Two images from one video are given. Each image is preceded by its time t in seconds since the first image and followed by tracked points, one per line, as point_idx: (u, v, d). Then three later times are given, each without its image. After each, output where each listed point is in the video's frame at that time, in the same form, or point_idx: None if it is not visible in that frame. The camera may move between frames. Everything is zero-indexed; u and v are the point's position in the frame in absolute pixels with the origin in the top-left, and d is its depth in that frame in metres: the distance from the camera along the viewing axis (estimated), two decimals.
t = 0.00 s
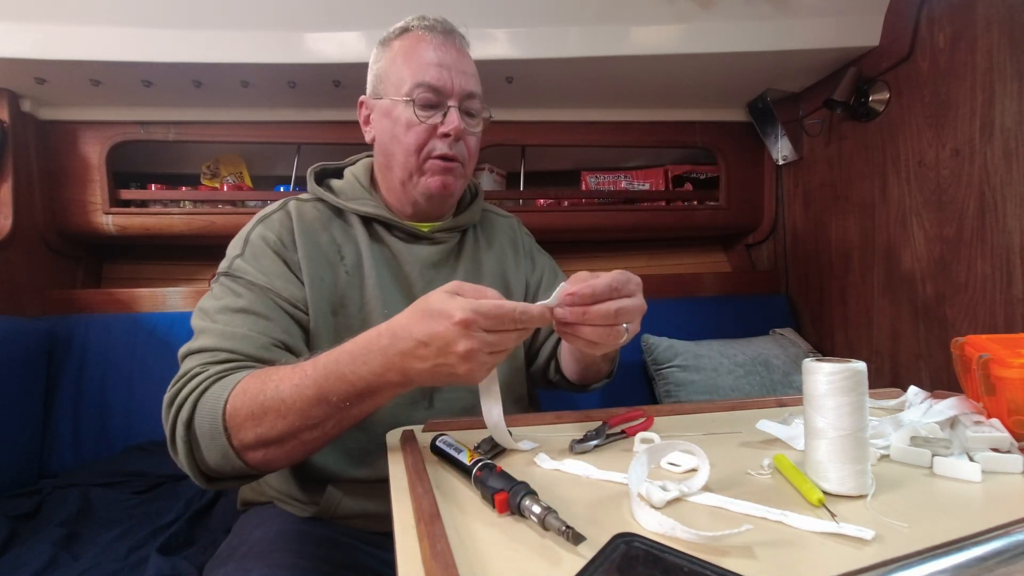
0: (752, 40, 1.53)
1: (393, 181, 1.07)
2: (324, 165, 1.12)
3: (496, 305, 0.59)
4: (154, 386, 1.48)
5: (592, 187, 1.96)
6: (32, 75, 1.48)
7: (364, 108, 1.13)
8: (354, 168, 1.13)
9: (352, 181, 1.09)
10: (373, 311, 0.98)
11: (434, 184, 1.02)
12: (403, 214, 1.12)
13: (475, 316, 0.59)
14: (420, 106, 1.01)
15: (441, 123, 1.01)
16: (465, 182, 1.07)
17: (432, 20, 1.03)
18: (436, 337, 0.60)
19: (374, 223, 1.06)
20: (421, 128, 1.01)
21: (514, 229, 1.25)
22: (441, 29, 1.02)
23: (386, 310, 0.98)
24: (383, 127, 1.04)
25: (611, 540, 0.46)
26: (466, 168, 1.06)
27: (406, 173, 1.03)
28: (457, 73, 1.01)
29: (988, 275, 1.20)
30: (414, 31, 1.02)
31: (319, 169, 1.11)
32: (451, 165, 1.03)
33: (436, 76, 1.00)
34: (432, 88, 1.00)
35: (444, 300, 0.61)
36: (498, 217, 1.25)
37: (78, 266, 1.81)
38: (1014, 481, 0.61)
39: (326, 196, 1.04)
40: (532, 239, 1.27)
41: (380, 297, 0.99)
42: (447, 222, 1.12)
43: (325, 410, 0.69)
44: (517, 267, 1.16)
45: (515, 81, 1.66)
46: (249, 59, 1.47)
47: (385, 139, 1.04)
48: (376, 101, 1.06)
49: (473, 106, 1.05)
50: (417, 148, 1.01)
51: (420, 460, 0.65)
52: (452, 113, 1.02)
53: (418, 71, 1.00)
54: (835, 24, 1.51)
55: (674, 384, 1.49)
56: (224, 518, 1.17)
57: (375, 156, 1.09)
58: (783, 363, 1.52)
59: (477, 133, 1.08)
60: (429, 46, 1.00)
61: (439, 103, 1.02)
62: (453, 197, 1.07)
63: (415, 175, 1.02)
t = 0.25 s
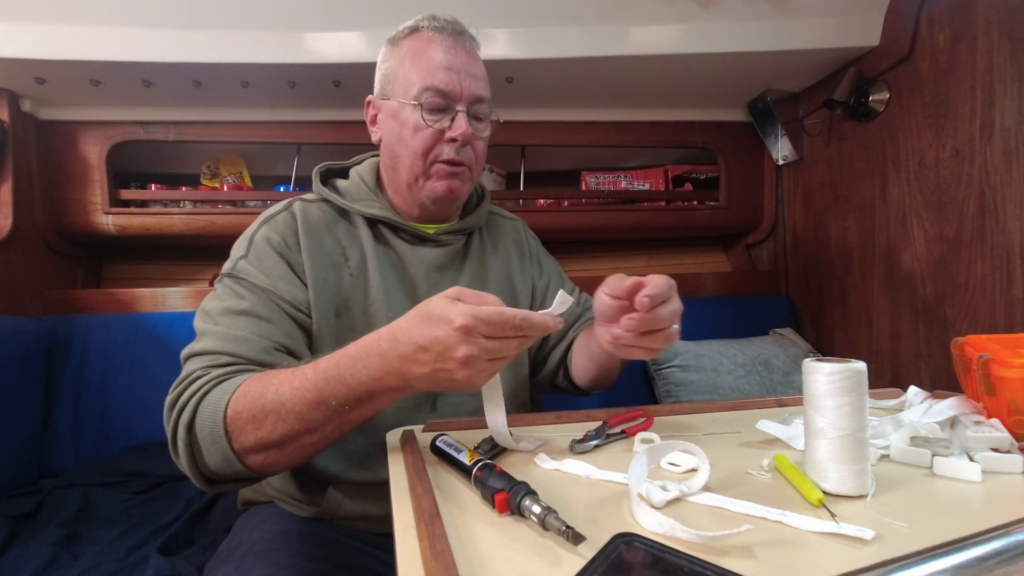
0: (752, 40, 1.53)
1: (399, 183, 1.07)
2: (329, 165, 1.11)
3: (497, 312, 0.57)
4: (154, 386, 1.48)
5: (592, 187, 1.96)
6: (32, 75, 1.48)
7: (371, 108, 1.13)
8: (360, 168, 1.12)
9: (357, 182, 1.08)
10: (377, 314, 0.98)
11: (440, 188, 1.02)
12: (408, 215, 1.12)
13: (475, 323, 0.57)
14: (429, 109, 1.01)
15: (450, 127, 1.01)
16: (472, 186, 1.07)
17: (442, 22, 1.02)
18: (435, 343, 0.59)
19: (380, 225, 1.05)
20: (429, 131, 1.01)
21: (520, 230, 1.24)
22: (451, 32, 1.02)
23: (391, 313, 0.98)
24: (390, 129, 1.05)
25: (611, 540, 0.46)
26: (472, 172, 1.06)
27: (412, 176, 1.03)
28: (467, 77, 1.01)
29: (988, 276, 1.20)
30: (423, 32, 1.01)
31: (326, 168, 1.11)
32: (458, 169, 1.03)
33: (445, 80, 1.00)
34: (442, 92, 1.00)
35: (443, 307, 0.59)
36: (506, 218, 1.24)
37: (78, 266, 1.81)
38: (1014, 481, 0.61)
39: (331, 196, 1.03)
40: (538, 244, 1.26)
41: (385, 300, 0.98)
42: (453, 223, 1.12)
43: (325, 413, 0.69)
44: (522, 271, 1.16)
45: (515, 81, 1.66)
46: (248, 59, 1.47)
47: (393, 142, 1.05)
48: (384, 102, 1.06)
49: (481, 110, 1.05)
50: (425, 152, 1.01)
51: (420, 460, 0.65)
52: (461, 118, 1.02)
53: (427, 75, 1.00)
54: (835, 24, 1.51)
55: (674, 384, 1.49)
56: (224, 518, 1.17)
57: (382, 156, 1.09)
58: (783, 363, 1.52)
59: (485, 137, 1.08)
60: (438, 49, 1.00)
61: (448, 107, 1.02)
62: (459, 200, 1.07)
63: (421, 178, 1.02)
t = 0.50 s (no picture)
0: (752, 40, 1.53)
1: (408, 192, 1.05)
2: (333, 166, 1.11)
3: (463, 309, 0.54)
4: (154, 386, 1.48)
5: (592, 187, 1.96)
6: (32, 75, 1.48)
7: (376, 109, 1.10)
8: (363, 170, 1.11)
9: (361, 185, 1.07)
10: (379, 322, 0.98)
11: (455, 203, 1.02)
12: (413, 221, 1.10)
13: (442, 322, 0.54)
14: (446, 123, 0.99)
15: (467, 142, 1.00)
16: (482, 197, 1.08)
17: (459, 29, 0.99)
18: (406, 344, 0.58)
19: (385, 231, 1.04)
20: (446, 146, 0.99)
21: (527, 237, 1.23)
22: (467, 40, 0.99)
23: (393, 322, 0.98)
24: (402, 138, 1.02)
25: (611, 540, 0.46)
26: (485, 184, 1.06)
27: (427, 190, 1.01)
28: (485, 90, 1.00)
29: (987, 276, 1.20)
30: (440, 39, 0.98)
31: (329, 169, 1.11)
32: (472, 183, 1.03)
33: (464, 93, 0.98)
34: (460, 106, 0.98)
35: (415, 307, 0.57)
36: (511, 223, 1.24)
37: (78, 266, 1.81)
38: (1014, 481, 0.61)
39: (334, 200, 1.02)
40: (546, 252, 1.27)
41: (387, 308, 0.98)
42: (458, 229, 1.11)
43: (310, 423, 0.69)
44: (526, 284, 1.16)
45: (514, 81, 1.66)
46: (248, 59, 1.47)
47: (405, 151, 1.02)
48: (394, 109, 1.03)
49: (496, 122, 1.04)
50: (441, 166, 1.00)
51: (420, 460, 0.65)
52: (478, 132, 1.01)
53: (445, 87, 0.97)
54: (835, 24, 1.51)
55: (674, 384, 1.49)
56: (224, 518, 1.17)
57: (389, 162, 1.07)
58: (783, 364, 1.52)
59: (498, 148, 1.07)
60: (456, 60, 0.98)
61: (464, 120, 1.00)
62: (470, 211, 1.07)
63: (435, 192, 1.01)
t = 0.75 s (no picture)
0: (752, 40, 1.53)
1: (411, 196, 1.05)
2: (333, 166, 1.11)
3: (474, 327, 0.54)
4: (154, 385, 1.48)
5: (592, 187, 1.96)
6: (32, 75, 1.48)
7: (378, 111, 1.09)
8: (363, 170, 1.11)
9: (362, 187, 1.07)
10: (380, 326, 0.98)
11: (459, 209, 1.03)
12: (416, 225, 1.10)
13: (454, 341, 0.54)
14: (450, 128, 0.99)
15: (471, 147, 1.00)
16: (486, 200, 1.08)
17: (463, 31, 0.98)
18: (415, 360, 0.58)
19: (387, 235, 1.04)
20: (450, 151, 0.99)
21: (528, 238, 1.23)
22: (471, 42, 0.98)
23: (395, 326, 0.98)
24: (406, 142, 1.02)
25: (611, 540, 0.46)
26: (488, 188, 1.06)
27: (430, 195, 1.02)
28: (489, 93, 0.99)
29: (987, 276, 1.20)
30: (444, 41, 0.97)
31: (330, 170, 1.11)
32: (476, 188, 1.03)
33: (468, 97, 0.97)
34: (464, 111, 0.97)
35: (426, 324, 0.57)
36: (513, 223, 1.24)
37: (78, 266, 1.81)
38: (1014, 480, 0.61)
39: (336, 202, 1.02)
40: (548, 251, 1.26)
41: (389, 313, 0.98)
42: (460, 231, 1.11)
43: (314, 434, 0.69)
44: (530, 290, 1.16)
45: (514, 81, 1.66)
46: (248, 59, 1.47)
47: (408, 155, 1.02)
48: (398, 112, 1.03)
49: (500, 125, 1.04)
50: (444, 171, 1.00)
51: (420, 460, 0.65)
52: (482, 137, 1.00)
53: (449, 91, 0.96)
54: (835, 24, 1.51)
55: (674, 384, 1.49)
56: (224, 518, 1.17)
57: (392, 165, 1.06)
58: (783, 364, 1.52)
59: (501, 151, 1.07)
60: (461, 63, 0.96)
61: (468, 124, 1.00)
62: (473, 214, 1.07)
63: (439, 197, 1.02)
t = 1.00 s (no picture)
0: (752, 40, 1.53)
1: (408, 197, 1.05)
2: (332, 167, 1.11)
3: (453, 352, 0.53)
4: (154, 385, 1.48)
5: (592, 187, 1.96)
6: (32, 75, 1.48)
7: (375, 112, 1.09)
8: (363, 171, 1.11)
9: (361, 187, 1.07)
10: (378, 326, 0.98)
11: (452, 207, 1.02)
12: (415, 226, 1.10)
13: (432, 367, 0.54)
14: (441, 125, 0.98)
15: (462, 144, 0.99)
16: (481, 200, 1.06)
17: (453, 28, 0.98)
18: (398, 380, 0.59)
19: (386, 236, 1.04)
20: (441, 149, 0.98)
21: (527, 234, 1.24)
22: (462, 39, 0.97)
23: (393, 326, 0.98)
24: (400, 142, 1.01)
25: (611, 540, 0.46)
26: (483, 186, 1.04)
27: (425, 195, 1.01)
28: (480, 89, 0.98)
29: (987, 276, 1.20)
30: (433, 39, 0.97)
31: (328, 170, 1.11)
32: (470, 186, 1.02)
33: (458, 94, 0.96)
34: (454, 107, 0.97)
35: (408, 343, 0.57)
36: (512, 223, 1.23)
37: (78, 266, 1.81)
38: (1014, 480, 0.61)
39: (335, 203, 1.02)
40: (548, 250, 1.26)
41: (385, 313, 0.98)
42: (459, 232, 1.10)
43: (307, 441, 0.68)
44: (529, 280, 1.17)
45: (515, 81, 1.66)
46: (248, 59, 1.47)
47: (402, 155, 1.02)
48: (392, 112, 1.02)
49: (494, 122, 1.02)
50: (437, 170, 0.99)
51: (420, 460, 0.65)
52: (474, 133, 0.99)
53: (440, 88, 0.96)
54: (835, 24, 1.51)
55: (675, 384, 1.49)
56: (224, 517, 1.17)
57: (388, 165, 1.06)
58: (783, 364, 1.52)
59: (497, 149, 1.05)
60: (451, 60, 0.96)
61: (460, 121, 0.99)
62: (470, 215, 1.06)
63: (433, 196, 1.01)
